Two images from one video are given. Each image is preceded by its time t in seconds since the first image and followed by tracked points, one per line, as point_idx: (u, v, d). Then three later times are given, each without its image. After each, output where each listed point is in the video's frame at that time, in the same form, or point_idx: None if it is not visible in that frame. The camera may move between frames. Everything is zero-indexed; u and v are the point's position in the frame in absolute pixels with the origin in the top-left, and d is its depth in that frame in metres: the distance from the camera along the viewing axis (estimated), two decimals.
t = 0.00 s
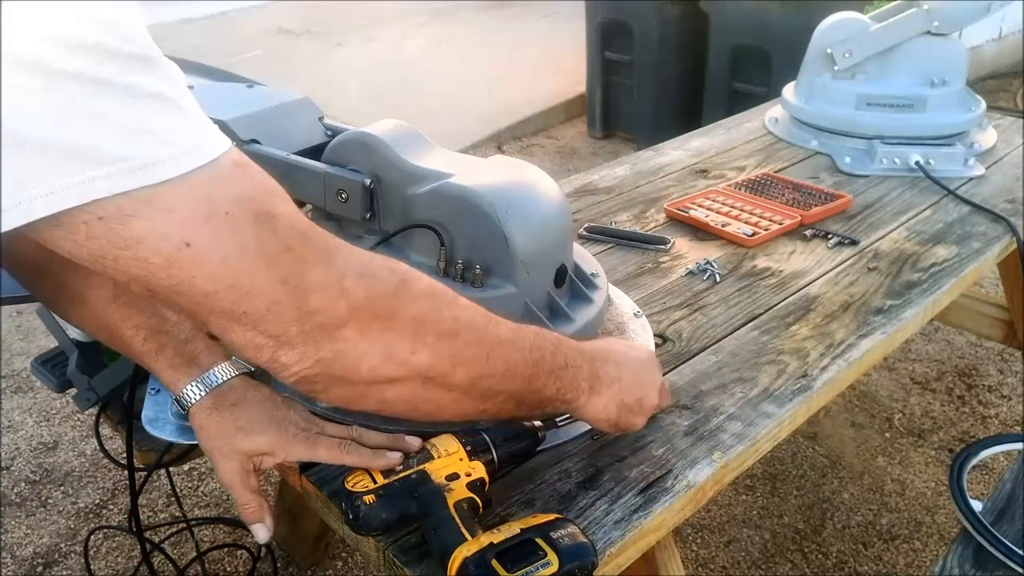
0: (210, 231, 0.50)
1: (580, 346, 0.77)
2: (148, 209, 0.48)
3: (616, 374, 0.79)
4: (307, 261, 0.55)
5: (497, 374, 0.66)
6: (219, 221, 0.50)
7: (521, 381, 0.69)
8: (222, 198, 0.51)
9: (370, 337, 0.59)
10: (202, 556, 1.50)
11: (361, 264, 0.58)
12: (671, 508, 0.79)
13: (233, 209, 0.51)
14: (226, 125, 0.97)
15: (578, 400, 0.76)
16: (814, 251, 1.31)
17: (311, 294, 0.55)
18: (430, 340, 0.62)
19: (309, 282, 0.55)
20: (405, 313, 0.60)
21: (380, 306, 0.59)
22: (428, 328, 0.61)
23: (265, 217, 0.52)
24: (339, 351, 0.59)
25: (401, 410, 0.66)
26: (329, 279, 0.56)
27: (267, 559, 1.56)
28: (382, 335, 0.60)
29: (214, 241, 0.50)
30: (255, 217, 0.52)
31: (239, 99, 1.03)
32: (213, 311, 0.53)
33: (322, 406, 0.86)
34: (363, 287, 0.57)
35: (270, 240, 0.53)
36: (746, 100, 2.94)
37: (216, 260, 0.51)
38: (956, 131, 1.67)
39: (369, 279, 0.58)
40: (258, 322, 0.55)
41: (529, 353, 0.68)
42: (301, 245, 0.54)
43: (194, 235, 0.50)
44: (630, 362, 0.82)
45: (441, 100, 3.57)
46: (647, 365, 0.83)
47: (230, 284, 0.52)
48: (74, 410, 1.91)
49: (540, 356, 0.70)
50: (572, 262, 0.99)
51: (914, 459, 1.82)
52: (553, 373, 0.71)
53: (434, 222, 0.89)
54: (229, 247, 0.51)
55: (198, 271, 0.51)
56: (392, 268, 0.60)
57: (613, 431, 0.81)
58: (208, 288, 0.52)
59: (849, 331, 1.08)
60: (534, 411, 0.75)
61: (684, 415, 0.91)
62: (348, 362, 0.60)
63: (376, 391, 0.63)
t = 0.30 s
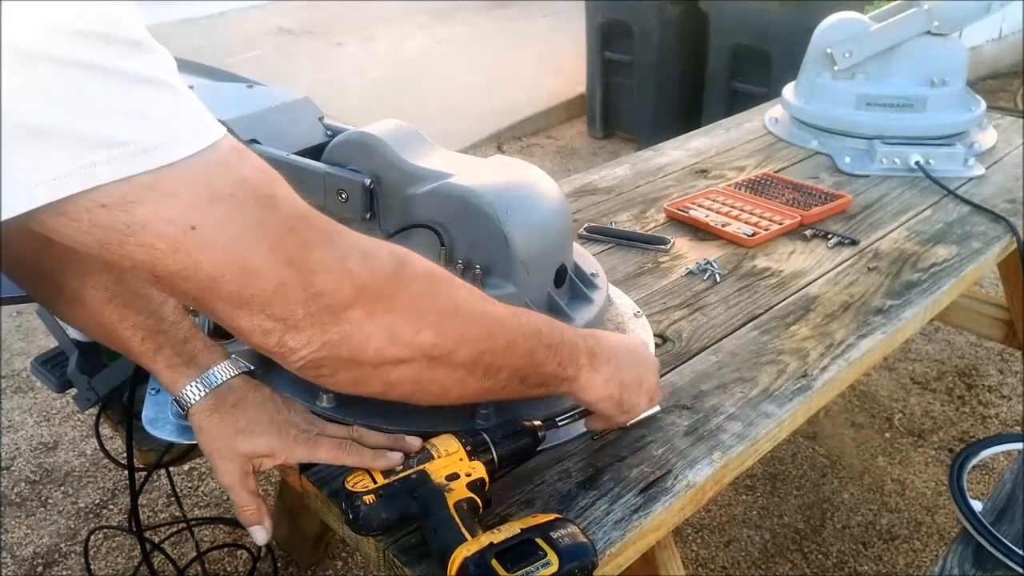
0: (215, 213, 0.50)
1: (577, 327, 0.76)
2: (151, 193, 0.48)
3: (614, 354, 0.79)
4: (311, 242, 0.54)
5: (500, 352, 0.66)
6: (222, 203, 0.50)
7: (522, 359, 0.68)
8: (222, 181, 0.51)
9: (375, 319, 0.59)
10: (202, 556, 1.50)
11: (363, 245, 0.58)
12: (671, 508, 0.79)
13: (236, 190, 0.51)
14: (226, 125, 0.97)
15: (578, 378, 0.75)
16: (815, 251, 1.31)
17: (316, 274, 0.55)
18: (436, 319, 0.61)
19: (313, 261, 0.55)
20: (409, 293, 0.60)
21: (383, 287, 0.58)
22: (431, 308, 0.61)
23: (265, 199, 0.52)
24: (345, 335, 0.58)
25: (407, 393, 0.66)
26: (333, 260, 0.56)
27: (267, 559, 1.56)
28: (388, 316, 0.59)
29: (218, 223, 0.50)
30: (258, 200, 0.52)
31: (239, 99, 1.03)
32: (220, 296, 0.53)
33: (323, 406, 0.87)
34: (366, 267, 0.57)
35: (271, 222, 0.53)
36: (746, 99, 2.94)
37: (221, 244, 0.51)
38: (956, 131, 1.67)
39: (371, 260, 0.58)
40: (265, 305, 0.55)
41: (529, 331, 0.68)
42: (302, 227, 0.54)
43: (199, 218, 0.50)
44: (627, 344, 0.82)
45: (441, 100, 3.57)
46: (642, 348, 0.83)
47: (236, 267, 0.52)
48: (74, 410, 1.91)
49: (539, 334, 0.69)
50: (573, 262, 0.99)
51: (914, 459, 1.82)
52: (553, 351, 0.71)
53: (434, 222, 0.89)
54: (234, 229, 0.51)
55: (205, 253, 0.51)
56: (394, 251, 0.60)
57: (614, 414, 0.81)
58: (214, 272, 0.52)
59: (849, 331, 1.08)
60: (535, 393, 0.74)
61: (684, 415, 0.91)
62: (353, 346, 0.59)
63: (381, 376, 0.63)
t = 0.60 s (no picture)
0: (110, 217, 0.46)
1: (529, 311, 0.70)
2: (45, 188, 0.45)
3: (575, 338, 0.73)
4: (210, 259, 0.50)
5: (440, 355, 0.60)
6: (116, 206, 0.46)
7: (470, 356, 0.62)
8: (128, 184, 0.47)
9: (279, 340, 0.54)
10: (202, 556, 1.50)
11: (271, 258, 0.52)
12: (672, 508, 0.79)
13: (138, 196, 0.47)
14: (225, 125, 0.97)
15: (532, 369, 0.69)
16: (815, 251, 1.31)
17: (214, 291, 0.50)
18: (357, 329, 0.56)
19: (212, 280, 0.50)
20: (320, 314, 0.54)
21: (296, 304, 0.53)
22: (352, 326, 0.56)
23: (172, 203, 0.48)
24: (252, 353, 0.53)
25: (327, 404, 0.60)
26: (228, 274, 0.50)
27: (267, 559, 1.56)
28: (301, 333, 0.54)
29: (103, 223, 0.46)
30: (158, 204, 0.47)
31: (239, 99, 1.03)
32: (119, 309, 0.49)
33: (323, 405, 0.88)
34: (272, 284, 0.52)
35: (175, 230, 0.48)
36: (746, 100, 2.94)
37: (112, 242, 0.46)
38: (957, 131, 1.67)
39: (280, 276, 0.52)
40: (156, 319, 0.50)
41: (472, 327, 0.62)
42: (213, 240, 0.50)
43: (90, 221, 0.46)
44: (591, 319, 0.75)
45: (441, 100, 3.57)
46: (600, 323, 0.75)
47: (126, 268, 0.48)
48: (74, 410, 1.91)
49: (487, 328, 0.63)
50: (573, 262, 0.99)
51: (914, 459, 1.82)
52: (500, 347, 0.64)
53: (434, 222, 0.89)
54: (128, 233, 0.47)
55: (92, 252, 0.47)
56: (307, 264, 0.54)
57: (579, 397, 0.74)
58: (104, 281, 0.47)
59: (849, 331, 1.08)
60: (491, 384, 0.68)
61: (684, 415, 0.91)
62: (259, 366, 0.54)
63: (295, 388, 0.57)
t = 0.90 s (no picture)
0: None
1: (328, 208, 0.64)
2: None
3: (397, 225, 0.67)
4: None
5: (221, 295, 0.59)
6: None
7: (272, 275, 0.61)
8: None
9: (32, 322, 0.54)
10: (202, 556, 1.50)
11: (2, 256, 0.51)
12: (671, 508, 0.79)
13: None
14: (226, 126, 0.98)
15: (350, 271, 0.65)
16: (815, 251, 1.31)
17: None
18: (108, 301, 0.55)
19: None
20: (58, 290, 0.54)
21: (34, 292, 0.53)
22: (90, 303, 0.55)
23: None
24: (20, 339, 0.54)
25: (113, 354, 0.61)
26: None
27: (267, 559, 1.56)
28: (34, 316, 0.53)
29: None
30: None
31: (240, 100, 1.04)
32: None
33: (324, 406, 0.88)
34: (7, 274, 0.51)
35: None
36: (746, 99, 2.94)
37: None
38: (956, 131, 1.67)
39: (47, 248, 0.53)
40: None
41: (251, 253, 0.60)
42: None
43: None
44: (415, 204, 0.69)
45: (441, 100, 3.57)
46: (432, 206, 0.70)
47: None
48: (74, 410, 1.91)
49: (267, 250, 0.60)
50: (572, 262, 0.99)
51: (914, 459, 1.82)
52: (292, 271, 0.62)
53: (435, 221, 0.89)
54: None
55: None
56: (40, 235, 0.53)
57: (418, 282, 0.71)
58: None
59: (849, 331, 1.08)
60: (304, 289, 0.66)
61: (684, 415, 0.91)
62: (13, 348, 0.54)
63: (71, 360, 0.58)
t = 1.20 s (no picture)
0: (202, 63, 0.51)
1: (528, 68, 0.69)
2: None
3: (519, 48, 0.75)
4: (284, 77, 0.51)
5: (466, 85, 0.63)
6: (212, 48, 0.50)
7: (501, 88, 0.63)
8: (210, 35, 0.50)
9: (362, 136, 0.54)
10: (202, 556, 1.50)
11: (326, 62, 0.51)
12: (671, 508, 0.79)
13: (222, 27, 0.50)
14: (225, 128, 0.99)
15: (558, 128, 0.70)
16: (815, 251, 1.31)
17: (299, 93, 0.51)
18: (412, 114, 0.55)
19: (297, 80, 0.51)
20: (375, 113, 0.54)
21: (369, 109, 0.53)
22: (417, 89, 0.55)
23: (244, 33, 0.50)
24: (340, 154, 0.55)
25: (390, 185, 0.63)
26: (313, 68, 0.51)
27: (267, 559, 1.56)
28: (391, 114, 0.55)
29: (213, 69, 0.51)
30: (234, 24, 0.50)
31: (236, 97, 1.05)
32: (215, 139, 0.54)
33: (324, 406, 0.88)
34: (346, 83, 0.51)
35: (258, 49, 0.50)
36: (746, 99, 2.94)
37: (176, 74, 0.51)
38: (957, 131, 1.67)
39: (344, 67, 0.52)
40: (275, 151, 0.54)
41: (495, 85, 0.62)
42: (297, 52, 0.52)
43: (185, 50, 0.50)
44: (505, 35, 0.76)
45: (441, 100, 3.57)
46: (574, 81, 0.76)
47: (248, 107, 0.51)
48: (74, 410, 1.91)
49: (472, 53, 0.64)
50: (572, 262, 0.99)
51: (914, 459, 1.82)
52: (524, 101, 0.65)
53: (435, 221, 0.89)
54: (227, 65, 0.50)
55: (195, 99, 0.52)
56: (342, 81, 0.52)
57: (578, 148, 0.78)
58: (191, 101, 0.52)
59: (849, 331, 1.08)
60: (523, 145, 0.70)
61: (684, 415, 0.91)
62: (349, 162, 0.56)
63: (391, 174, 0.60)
